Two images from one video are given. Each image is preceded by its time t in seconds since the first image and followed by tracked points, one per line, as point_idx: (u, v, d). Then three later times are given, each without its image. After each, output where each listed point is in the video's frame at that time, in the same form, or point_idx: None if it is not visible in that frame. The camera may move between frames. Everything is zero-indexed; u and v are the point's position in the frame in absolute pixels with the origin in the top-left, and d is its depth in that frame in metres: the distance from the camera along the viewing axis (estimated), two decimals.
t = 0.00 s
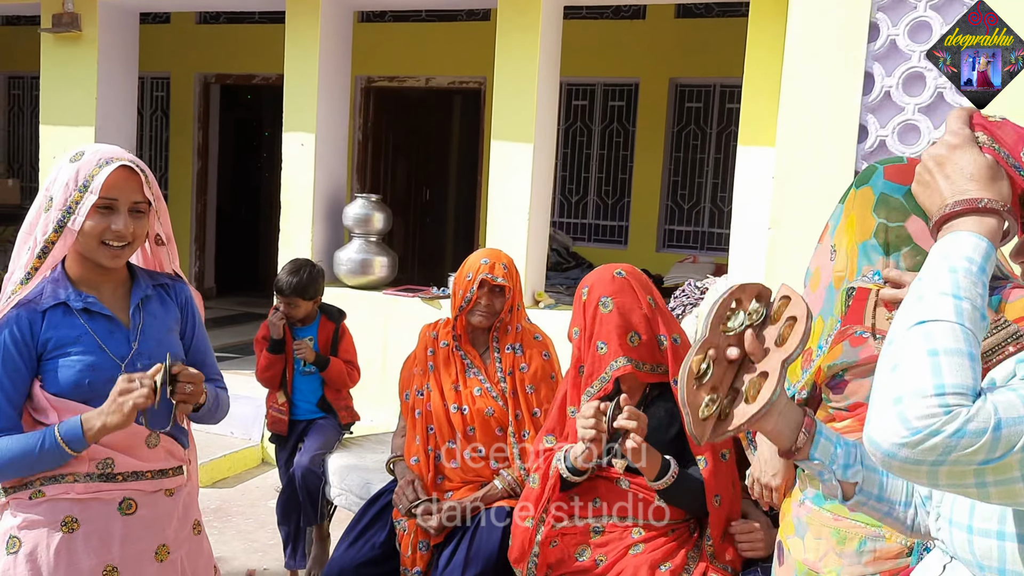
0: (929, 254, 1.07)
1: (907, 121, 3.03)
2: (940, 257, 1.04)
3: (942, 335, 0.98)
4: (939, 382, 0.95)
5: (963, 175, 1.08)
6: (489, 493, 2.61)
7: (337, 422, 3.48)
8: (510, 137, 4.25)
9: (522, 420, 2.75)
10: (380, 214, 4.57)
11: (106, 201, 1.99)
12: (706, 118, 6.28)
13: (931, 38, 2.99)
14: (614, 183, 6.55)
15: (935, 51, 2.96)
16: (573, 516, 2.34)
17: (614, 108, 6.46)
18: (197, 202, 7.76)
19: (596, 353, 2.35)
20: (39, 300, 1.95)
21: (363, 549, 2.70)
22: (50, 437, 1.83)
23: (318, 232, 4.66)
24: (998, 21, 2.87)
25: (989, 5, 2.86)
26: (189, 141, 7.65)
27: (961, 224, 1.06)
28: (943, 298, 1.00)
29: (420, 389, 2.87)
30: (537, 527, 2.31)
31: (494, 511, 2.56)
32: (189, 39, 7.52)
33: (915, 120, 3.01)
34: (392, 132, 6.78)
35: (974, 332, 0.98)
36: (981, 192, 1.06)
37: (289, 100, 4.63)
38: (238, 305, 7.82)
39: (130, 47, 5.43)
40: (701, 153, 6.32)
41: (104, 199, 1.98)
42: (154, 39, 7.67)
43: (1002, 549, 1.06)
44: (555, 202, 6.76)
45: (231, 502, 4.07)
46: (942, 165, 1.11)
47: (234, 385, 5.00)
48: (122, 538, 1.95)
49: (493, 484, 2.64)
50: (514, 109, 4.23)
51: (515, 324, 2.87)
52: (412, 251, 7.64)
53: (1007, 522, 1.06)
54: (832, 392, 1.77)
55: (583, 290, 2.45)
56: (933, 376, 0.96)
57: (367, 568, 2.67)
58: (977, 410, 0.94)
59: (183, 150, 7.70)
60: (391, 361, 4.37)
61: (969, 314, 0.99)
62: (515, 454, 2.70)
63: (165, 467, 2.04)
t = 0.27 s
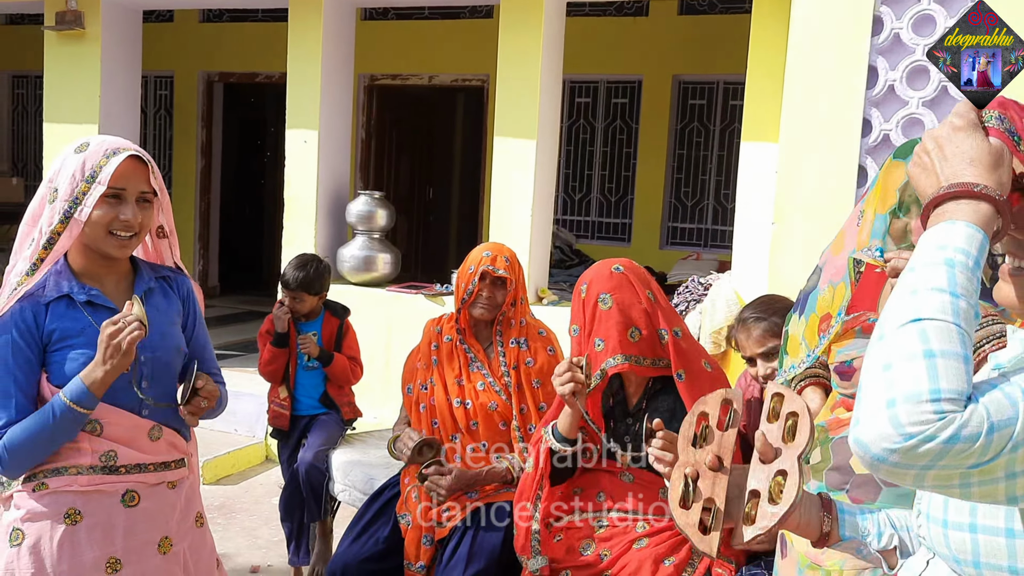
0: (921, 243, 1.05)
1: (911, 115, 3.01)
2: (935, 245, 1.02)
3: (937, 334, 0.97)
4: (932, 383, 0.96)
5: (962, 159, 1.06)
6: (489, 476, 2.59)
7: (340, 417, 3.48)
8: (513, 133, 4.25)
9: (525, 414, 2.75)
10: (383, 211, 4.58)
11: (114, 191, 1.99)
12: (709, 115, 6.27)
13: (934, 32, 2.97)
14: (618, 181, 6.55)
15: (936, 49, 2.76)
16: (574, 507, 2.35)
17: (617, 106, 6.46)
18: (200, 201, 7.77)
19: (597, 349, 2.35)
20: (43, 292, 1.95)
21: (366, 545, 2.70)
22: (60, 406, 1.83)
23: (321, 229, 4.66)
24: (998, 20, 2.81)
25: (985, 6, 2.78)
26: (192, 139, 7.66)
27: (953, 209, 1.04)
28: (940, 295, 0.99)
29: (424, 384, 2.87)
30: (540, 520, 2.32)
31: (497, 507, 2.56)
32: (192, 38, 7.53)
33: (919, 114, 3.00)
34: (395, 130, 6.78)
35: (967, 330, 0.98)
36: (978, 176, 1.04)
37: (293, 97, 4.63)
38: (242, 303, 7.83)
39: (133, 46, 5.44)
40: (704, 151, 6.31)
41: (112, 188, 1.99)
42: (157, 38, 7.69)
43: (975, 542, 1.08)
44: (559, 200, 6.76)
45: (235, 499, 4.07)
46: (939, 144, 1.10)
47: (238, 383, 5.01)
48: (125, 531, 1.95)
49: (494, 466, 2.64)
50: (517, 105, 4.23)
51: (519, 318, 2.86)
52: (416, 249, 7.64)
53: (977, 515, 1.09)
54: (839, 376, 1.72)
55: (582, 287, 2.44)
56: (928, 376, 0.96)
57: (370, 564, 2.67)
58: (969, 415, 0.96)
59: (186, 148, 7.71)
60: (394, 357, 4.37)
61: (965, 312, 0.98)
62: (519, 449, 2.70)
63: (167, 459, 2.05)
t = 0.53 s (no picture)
0: (868, 268, 0.97)
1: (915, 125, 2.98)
2: (881, 271, 0.95)
3: (873, 366, 0.90)
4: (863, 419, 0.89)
5: (918, 185, 0.97)
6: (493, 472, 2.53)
7: (341, 430, 3.47)
8: (514, 142, 4.22)
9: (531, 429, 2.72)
10: (385, 219, 4.56)
11: (109, 215, 1.97)
12: (713, 118, 6.23)
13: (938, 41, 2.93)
14: (621, 184, 6.52)
15: (933, 56, 2.90)
16: (579, 530, 2.29)
17: (620, 110, 6.43)
18: (203, 205, 7.77)
19: (601, 370, 2.32)
20: (40, 318, 1.94)
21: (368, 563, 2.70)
22: (55, 465, 1.83)
23: (323, 237, 4.64)
24: (998, 21, 2.82)
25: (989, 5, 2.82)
26: (195, 143, 7.66)
27: (907, 232, 0.96)
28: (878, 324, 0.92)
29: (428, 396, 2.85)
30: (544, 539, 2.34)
31: (499, 524, 2.54)
32: (194, 42, 7.52)
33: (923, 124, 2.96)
34: (397, 134, 6.75)
35: (905, 364, 0.91)
36: (933, 205, 0.95)
37: (293, 106, 4.61)
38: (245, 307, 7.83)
39: (134, 54, 5.43)
40: (707, 154, 6.27)
41: (108, 212, 1.96)
42: (160, 42, 7.69)
43: None
44: (562, 204, 6.73)
45: (237, 509, 4.07)
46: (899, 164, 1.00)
47: (241, 391, 5.00)
48: (122, 555, 1.94)
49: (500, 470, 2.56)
50: (518, 115, 4.20)
51: (524, 332, 2.85)
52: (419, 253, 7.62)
53: (932, 553, 1.03)
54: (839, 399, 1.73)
55: (583, 306, 2.43)
56: (859, 410, 0.89)
57: None
58: (901, 451, 0.88)
59: (189, 152, 7.71)
60: (396, 366, 4.36)
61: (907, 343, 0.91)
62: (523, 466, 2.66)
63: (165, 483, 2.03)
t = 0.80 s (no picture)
0: (856, 269, 0.99)
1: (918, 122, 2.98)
2: (866, 275, 0.97)
3: (846, 373, 0.92)
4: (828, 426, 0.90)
5: (914, 183, 0.98)
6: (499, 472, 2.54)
7: (348, 428, 3.49)
8: (518, 141, 4.24)
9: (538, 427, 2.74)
10: (390, 219, 4.58)
11: (93, 217, 1.97)
12: (717, 116, 6.24)
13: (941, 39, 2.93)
14: (625, 183, 6.53)
15: (936, 51, 2.91)
16: (584, 525, 2.32)
17: (624, 108, 6.44)
18: (209, 206, 7.80)
19: (606, 366, 2.35)
20: (47, 313, 1.95)
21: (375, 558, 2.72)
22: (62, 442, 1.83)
23: (329, 237, 4.67)
24: (998, 21, 2.83)
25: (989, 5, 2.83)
26: (200, 144, 7.69)
27: (894, 234, 0.98)
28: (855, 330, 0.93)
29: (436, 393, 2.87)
30: (550, 534, 2.32)
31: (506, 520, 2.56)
32: (199, 44, 7.55)
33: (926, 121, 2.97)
34: (401, 134, 6.77)
35: (878, 370, 0.92)
36: (927, 206, 0.96)
37: (298, 106, 4.63)
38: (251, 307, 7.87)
39: (141, 56, 5.46)
40: (712, 152, 6.28)
41: (90, 215, 1.96)
42: (165, 44, 7.72)
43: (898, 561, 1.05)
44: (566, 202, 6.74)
45: (245, 507, 4.10)
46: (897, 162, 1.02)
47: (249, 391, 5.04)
48: (125, 550, 1.94)
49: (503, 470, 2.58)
50: (522, 113, 4.22)
51: (533, 330, 2.87)
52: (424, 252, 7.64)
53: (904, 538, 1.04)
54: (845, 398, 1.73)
55: (587, 303, 2.44)
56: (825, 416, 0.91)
57: None
58: (863, 460, 0.89)
59: (195, 153, 7.74)
60: (402, 365, 4.38)
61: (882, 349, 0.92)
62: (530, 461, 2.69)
63: (171, 479, 2.03)
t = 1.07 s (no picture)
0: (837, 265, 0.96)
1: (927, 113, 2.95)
2: (842, 274, 0.94)
3: (802, 375, 0.90)
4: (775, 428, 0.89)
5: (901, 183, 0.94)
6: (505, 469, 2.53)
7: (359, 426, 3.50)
8: (525, 138, 4.24)
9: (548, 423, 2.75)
10: (399, 218, 4.60)
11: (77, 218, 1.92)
12: (724, 113, 6.24)
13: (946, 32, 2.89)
14: (633, 180, 6.52)
15: (936, 50, 2.79)
16: (596, 518, 2.33)
17: (631, 105, 6.44)
18: (218, 208, 7.84)
19: (612, 362, 2.35)
20: (68, 305, 1.97)
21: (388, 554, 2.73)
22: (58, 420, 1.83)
23: (338, 237, 4.68)
24: (999, 20, 2.67)
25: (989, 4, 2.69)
26: (210, 146, 7.74)
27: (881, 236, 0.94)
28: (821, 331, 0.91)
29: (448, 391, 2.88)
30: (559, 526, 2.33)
31: (518, 515, 2.56)
32: (207, 47, 7.60)
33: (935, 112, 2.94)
34: (409, 134, 6.79)
35: (838, 373, 0.89)
36: (910, 206, 0.93)
37: (306, 106, 4.64)
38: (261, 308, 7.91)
39: (151, 60, 5.51)
40: (719, 148, 6.27)
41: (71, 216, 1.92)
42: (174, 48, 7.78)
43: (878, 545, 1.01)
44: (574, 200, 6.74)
45: (257, 506, 4.11)
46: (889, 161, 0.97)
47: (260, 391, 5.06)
48: (123, 546, 1.84)
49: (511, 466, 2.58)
50: (528, 111, 4.22)
51: (544, 327, 2.88)
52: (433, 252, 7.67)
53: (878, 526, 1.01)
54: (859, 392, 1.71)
55: (596, 299, 2.45)
56: (773, 419, 0.90)
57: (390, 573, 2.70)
58: (808, 462, 0.88)
59: (204, 155, 7.79)
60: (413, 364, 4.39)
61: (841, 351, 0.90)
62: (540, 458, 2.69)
63: (175, 475, 1.92)
